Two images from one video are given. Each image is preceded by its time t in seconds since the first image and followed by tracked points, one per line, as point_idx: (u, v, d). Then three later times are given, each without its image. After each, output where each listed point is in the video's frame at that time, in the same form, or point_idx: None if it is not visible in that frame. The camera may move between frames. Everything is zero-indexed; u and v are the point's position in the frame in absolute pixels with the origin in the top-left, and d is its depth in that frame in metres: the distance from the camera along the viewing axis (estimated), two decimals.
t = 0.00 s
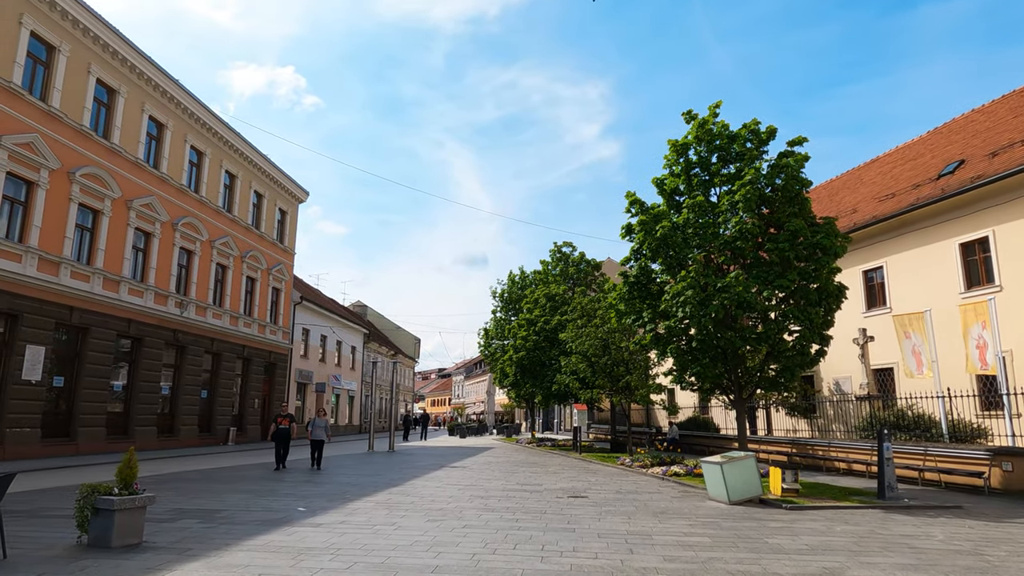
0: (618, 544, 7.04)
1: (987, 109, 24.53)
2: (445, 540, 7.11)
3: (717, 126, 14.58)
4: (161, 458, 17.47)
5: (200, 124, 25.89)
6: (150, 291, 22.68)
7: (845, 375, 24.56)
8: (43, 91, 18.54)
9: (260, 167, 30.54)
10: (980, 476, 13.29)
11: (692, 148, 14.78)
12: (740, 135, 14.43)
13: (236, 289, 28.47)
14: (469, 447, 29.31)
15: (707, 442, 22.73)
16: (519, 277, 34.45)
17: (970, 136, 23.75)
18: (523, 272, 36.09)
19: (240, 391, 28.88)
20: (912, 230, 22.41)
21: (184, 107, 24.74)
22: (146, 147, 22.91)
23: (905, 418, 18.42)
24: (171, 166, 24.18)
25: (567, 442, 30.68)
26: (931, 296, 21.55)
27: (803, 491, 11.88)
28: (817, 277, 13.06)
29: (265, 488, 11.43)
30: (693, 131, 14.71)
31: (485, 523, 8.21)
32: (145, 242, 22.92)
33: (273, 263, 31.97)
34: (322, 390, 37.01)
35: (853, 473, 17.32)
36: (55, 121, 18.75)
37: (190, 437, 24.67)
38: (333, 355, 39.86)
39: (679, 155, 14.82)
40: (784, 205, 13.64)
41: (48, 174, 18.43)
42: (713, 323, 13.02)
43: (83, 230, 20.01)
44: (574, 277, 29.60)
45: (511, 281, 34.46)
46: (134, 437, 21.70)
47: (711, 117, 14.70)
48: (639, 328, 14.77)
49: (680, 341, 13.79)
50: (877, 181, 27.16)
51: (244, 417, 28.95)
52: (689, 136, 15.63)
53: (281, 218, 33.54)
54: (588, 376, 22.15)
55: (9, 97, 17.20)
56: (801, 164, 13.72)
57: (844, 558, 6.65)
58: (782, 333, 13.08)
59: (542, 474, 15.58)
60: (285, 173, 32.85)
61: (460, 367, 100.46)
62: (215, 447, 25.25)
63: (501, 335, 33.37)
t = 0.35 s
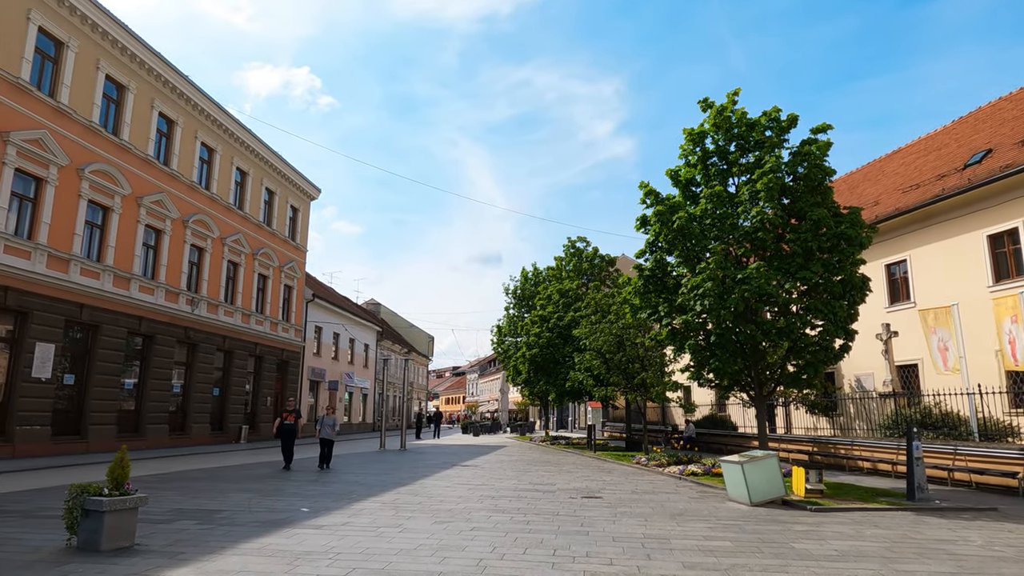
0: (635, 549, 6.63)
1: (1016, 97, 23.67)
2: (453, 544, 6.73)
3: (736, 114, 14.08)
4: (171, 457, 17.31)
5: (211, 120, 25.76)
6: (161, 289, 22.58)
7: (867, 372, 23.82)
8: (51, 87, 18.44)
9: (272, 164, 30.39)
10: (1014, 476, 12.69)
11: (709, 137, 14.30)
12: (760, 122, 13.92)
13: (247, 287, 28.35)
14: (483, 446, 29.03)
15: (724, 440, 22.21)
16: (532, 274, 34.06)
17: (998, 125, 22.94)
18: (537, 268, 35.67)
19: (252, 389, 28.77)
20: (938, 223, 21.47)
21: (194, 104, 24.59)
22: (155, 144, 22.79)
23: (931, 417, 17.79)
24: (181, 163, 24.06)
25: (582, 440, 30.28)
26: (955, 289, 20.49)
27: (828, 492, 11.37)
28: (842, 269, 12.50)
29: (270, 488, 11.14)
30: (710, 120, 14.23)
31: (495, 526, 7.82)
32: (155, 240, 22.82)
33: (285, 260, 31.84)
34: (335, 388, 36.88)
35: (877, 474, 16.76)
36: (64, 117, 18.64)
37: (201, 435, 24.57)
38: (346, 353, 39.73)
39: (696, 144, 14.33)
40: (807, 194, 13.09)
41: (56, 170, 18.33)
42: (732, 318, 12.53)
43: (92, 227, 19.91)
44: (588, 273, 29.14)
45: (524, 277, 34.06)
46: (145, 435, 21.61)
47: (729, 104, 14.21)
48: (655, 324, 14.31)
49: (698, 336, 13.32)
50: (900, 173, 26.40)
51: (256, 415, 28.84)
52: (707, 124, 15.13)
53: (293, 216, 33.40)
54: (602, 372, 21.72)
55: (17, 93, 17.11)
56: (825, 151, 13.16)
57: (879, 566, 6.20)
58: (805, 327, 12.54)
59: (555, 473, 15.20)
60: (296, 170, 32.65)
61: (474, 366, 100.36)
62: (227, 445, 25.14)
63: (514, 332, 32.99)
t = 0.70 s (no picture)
0: (651, 559, 6.23)
1: None
2: (457, 552, 6.35)
3: (754, 103, 13.60)
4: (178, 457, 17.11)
5: (220, 118, 25.63)
6: (170, 288, 22.45)
7: (889, 372, 22.91)
8: (59, 85, 18.33)
9: (282, 162, 30.24)
10: None
11: (726, 129, 13.83)
12: (779, 111, 13.43)
13: (258, 286, 28.23)
14: (495, 446, 28.68)
15: (741, 442, 21.69)
16: (544, 272, 33.65)
17: None
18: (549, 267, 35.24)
19: (263, 389, 28.63)
20: (962, 217, 20.74)
21: (203, 102, 24.45)
22: (164, 142, 22.66)
23: (957, 418, 17.16)
24: (190, 161, 23.93)
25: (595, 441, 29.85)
26: (982, 285, 19.79)
27: (853, 496, 10.87)
28: (866, 263, 11.99)
29: (273, 490, 10.85)
30: (727, 110, 13.76)
31: (503, 532, 7.45)
32: (165, 238, 22.70)
33: (296, 259, 31.70)
34: (346, 387, 36.70)
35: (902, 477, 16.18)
36: (72, 115, 18.53)
37: (212, 435, 24.43)
38: (357, 352, 39.54)
39: (713, 135, 13.86)
40: (829, 186, 12.59)
41: (64, 169, 18.21)
42: (751, 315, 12.07)
43: (101, 225, 19.79)
44: (600, 271, 28.69)
45: (537, 276, 33.68)
46: (155, 435, 21.48)
47: (747, 94, 13.74)
48: (671, 321, 13.87)
49: (715, 334, 12.87)
50: (922, 167, 25.70)
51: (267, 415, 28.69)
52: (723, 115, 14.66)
53: (304, 215, 33.24)
54: (616, 372, 21.27)
55: (24, 91, 16.99)
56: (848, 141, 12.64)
57: None
58: (827, 324, 12.05)
59: (567, 475, 14.80)
60: (306, 168, 32.48)
61: (486, 366, 100.14)
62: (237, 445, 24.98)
63: (526, 331, 32.60)
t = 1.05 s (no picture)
0: (666, 570, 5.79)
1: None
2: (458, 561, 5.93)
3: (770, 90, 13.07)
4: (181, 457, 16.84)
5: (225, 114, 25.37)
6: (174, 285, 22.23)
7: (905, 370, 21.97)
8: (61, 79, 18.10)
9: (288, 158, 29.96)
10: None
11: (740, 117, 13.32)
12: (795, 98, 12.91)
13: (264, 283, 27.99)
14: (504, 445, 28.32)
15: (755, 441, 21.20)
16: (553, 269, 33.19)
17: None
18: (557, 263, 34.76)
19: (270, 386, 28.40)
20: (984, 209, 19.88)
21: (207, 97, 24.17)
22: (168, 137, 22.42)
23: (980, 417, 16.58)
24: (194, 157, 23.66)
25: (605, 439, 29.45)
26: (1007, 279, 18.87)
27: (876, 499, 10.38)
28: (888, 256, 11.47)
29: (272, 491, 10.50)
30: (741, 98, 13.24)
31: (508, 539, 7.03)
32: (169, 235, 22.47)
33: (302, 257, 31.44)
34: (354, 385, 36.45)
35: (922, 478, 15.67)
36: (73, 110, 18.29)
37: (217, 433, 24.22)
38: (365, 350, 39.29)
39: (726, 123, 13.37)
40: (848, 175, 12.07)
41: (66, 164, 17.98)
42: (768, 310, 11.59)
43: (104, 222, 19.58)
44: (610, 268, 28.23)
45: (545, 273, 33.24)
46: (160, 434, 21.27)
47: (762, 81, 13.22)
48: (683, 317, 13.42)
49: (730, 330, 12.41)
50: (941, 160, 25.01)
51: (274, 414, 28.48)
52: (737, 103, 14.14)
53: (310, 212, 32.98)
54: (626, 369, 20.82)
55: (25, 85, 16.76)
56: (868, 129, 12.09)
57: None
58: (847, 320, 11.55)
59: (577, 476, 14.39)
60: (312, 165, 32.19)
61: (495, 364, 99.86)
62: (243, 444, 24.75)
63: (535, 328, 32.19)
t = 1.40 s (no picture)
0: None
1: None
2: (466, 568, 5.55)
3: (790, 75, 12.57)
4: (188, 456, 16.59)
5: (232, 110, 25.14)
6: (182, 282, 22.03)
7: (928, 367, 21.34)
8: (65, 74, 17.90)
9: (296, 155, 29.72)
10: None
11: (758, 104, 12.84)
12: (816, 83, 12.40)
13: (273, 281, 27.78)
14: (515, 444, 27.96)
15: (773, 440, 20.69)
16: (564, 265, 32.75)
17: None
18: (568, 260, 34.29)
19: (279, 385, 28.19)
20: (1009, 201, 19.16)
21: (214, 92, 23.95)
22: (175, 133, 22.22)
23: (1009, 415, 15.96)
24: (201, 153, 23.46)
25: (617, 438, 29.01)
26: None
27: (906, 501, 9.89)
28: (916, 246, 10.96)
29: (275, 491, 10.16)
30: (760, 84, 12.76)
31: (519, 543, 6.64)
32: (176, 232, 22.28)
33: (311, 254, 31.22)
34: (364, 384, 36.24)
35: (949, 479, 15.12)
36: (78, 105, 18.09)
37: (226, 432, 24.02)
38: (374, 348, 39.05)
39: (744, 110, 12.90)
40: (872, 162, 11.56)
41: (71, 160, 17.79)
42: (789, 302, 11.13)
43: (111, 218, 19.40)
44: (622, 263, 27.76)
45: (555, 269, 32.82)
46: (167, 433, 21.09)
47: (782, 65, 12.73)
48: (700, 311, 12.97)
49: (749, 324, 11.96)
50: (962, 151, 24.32)
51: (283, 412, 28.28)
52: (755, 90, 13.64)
53: (319, 209, 32.74)
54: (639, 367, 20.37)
55: (29, 79, 16.56)
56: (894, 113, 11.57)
57: None
58: (873, 313, 11.05)
59: (590, 475, 13.98)
60: (321, 161, 31.95)
61: (506, 363, 99.53)
62: (252, 443, 24.54)
63: (546, 326, 31.78)
